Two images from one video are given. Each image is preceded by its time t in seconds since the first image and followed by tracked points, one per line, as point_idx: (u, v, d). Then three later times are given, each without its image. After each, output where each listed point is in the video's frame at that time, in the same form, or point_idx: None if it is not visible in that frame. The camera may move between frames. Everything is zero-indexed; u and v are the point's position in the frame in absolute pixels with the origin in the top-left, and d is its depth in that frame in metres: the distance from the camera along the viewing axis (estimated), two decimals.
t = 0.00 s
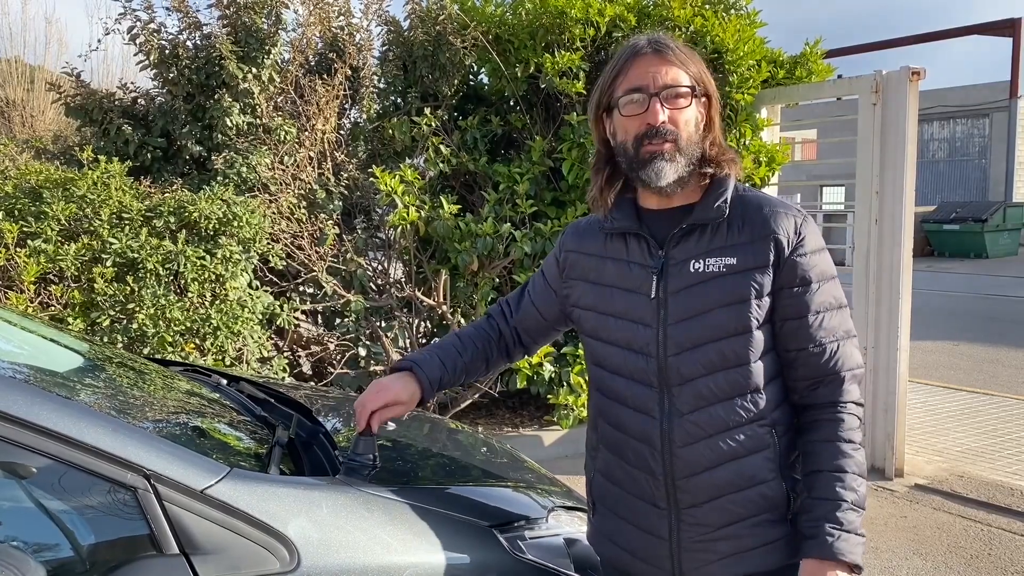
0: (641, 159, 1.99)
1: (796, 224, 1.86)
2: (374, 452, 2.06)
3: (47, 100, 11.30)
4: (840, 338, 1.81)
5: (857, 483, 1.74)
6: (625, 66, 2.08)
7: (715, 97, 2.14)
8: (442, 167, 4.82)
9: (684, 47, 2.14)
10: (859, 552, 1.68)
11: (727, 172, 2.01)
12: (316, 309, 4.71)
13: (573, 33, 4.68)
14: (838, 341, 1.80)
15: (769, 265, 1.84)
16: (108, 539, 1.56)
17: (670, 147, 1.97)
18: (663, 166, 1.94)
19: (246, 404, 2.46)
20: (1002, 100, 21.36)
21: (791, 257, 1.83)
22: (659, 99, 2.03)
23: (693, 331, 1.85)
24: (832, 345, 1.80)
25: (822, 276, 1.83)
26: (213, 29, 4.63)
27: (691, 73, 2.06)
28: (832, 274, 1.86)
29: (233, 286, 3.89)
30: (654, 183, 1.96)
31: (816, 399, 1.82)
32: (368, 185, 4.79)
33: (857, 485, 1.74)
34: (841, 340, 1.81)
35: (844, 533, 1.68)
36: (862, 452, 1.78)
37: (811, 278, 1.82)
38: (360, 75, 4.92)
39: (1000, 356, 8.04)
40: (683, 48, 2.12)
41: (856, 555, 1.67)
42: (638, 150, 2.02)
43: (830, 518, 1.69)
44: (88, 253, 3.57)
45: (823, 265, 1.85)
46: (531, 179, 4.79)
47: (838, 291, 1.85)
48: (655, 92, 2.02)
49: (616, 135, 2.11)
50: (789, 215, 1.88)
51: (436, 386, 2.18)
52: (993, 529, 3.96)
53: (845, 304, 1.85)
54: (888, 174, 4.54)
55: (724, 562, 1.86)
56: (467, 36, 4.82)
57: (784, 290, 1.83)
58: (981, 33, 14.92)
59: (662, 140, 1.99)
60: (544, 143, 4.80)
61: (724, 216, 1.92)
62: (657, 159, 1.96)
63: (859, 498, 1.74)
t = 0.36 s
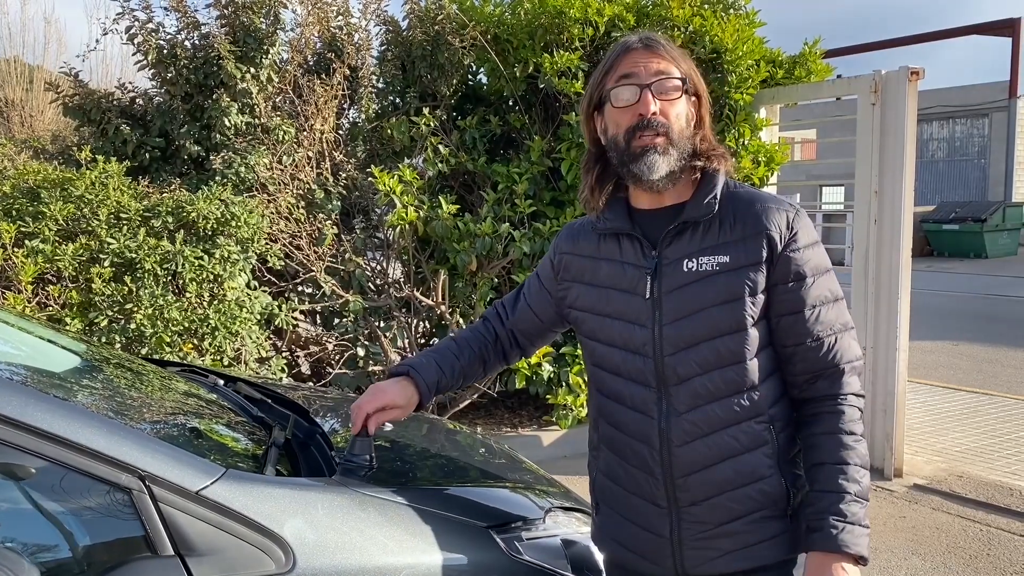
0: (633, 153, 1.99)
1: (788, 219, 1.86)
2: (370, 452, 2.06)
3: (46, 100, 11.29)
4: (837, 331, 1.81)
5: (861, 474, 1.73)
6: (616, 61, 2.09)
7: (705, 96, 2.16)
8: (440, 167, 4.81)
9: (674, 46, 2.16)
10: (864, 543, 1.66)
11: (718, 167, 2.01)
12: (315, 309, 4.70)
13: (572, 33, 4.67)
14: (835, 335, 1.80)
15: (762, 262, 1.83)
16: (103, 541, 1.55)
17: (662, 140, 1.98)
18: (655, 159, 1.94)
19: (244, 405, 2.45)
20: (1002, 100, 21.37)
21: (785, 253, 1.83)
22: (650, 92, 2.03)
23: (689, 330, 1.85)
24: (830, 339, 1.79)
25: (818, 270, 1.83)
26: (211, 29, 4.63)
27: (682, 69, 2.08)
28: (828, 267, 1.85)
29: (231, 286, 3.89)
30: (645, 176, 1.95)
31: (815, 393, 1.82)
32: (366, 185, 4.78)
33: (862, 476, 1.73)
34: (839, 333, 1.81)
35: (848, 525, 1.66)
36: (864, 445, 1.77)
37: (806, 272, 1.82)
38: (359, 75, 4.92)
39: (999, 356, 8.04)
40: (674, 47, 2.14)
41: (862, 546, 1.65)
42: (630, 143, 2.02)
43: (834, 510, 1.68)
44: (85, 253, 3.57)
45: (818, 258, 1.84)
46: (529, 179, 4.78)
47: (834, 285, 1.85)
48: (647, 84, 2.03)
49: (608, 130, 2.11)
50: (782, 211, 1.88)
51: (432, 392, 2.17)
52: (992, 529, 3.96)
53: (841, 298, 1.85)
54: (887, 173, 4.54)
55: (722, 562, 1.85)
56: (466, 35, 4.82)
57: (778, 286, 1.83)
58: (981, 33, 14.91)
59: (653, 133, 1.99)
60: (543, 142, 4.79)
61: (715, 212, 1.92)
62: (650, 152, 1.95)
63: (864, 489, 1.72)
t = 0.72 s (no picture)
0: (641, 148, 1.98)
1: (794, 221, 1.83)
2: (363, 453, 2.05)
3: (44, 101, 11.24)
4: (837, 338, 1.78)
5: (851, 488, 1.72)
6: (628, 54, 2.09)
7: (720, 91, 2.14)
8: (438, 167, 4.81)
9: (689, 39, 2.14)
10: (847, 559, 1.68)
11: (728, 163, 2.00)
12: (312, 309, 4.70)
13: (569, 33, 4.67)
14: (834, 342, 1.78)
15: (764, 264, 1.81)
16: (96, 542, 1.55)
17: (670, 136, 1.97)
18: (663, 155, 1.93)
19: (240, 406, 2.45)
20: (1001, 100, 21.38)
21: (789, 255, 1.80)
22: (661, 85, 2.02)
23: (687, 329, 1.84)
24: (829, 346, 1.77)
25: (819, 275, 1.81)
26: (208, 29, 4.62)
27: (695, 62, 2.06)
28: (831, 272, 1.83)
29: (228, 286, 3.89)
30: (653, 172, 1.95)
31: (812, 402, 1.79)
32: (364, 185, 4.78)
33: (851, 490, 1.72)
34: (838, 341, 1.78)
35: (831, 542, 1.67)
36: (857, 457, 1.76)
37: (808, 276, 1.79)
38: (356, 75, 4.90)
39: (997, 356, 8.04)
40: (688, 40, 2.12)
41: (842, 563, 1.67)
42: (638, 138, 2.01)
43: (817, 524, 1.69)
44: (82, 253, 3.56)
45: (822, 263, 1.82)
46: (527, 178, 4.77)
47: (837, 291, 1.82)
48: (658, 77, 2.02)
49: (618, 124, 2.10)
50: (788, 213, 1.85)
51: (433, 396, 2.17)
52: (989, 529, 3.96)
53: (844, 303, 1.82)
54: (885, 174, 4.54)
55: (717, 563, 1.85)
56: (463, 35, 4.81)
57: (779, 289, 1.81)
58: (980, 34, 14.91)
59: (662, 128, 1.98)
60: (540, 143, 4.79)
61: (719, 210, 1.90)
62: (658, 146, 1.94)
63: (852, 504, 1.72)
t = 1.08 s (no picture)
0: (644, 156, 1.93)
1: (796, 233, 1.72)
2: (359, 453, 2.09)
3: (40, 100, 11.21)
4: (835, 362, 1.67)
5: (837, 524, 1.65)
6: (632, 53, 1.99)
7: (733, 79, 2.01)
8: (436, 167, 4.81)
9: (697, 28, 2.01)
10: None
11: (739, 164, 1.94)
12: (309, 309, 4.70)
13: (567, 33, 4.67)
14: (831, 365, 1.67)
15: (760, 277, 1.72)
16: (90, 542, 1.55)
17: (675, 143, 1.90)
18: (665, 165, 1.88)
19: (236, 406, 2.45)
20: (998, 100, 21.42)
21: (785, 269, 1.69)
22: (664, 88, 1.93)
23: (673, 337, 1.79)
24: (825, 369, 1.67)
25: (819, 293, 1.68)
26: (205, 28, 4.62)
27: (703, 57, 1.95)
28: (836, 291, 1.70)
29: (225, 286, 3.88)
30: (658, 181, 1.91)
31: (802, 426, 1.70)
32: (361, 185, 4.77)
33: (836, 527, 1.65)
34: (836, 365, 1.67)
35: None
36: (848, 489, 1.67)
37: (807, 294, 1.67)
38: (353, 75, 4.90)
39: (994, 356, 8.05)
40: (696, 31, 1.99)
41: None
42: (642, 145, 1.96)
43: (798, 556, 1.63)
44: (78, 253, 3.56)
45: (825, 280, 1.69)
46: (524, 178, 4.77)
47: (842, 310, 1.69)
48: (660, 81, 1.93)
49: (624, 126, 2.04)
50: (792, 224, 1.73)
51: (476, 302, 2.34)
52: (987, 529, 3.96)
53: (849, 324, 1.70)
54: (882, 174, 4.54)
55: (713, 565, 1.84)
56: (460, 35, 4.81)
57: (774, 303, 1.70)
58: (977, 34, 14.95)
59: (666, 134, 1.91)
60: (538, 142, 4.78)
61: (718, 218, 1.81)
62: (660, 155, 1.89)
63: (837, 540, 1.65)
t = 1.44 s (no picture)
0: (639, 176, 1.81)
1: (816, 251, 1.55)
2: (357, 454, 2.10)
3: (37, 100, 11.15)
4: (837, 391, 1.52)
5: (792, 556, 1.50)
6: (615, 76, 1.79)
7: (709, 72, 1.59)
8: (434, 167, 4.80)
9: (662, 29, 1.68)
10: None
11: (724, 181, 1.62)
12: (307, 309, 4.68)
13: (565, 33, 4.69)
14: (834, 394, 1.52)
15: (770, 292, 1.58)
16: (89, 544, 1.54)
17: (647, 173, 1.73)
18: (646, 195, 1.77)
19: (234, 406, 2.44)
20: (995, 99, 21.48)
21: (798, 287, 1.54)
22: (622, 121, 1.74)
23: (675, 344, 1.68)
24: (827, 397, 1.52)
25: (830, 316, 1.52)
26: (202, 28, 4.61)
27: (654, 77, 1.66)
28: (853, 316, 1.53)
29: (223, 286, 3.87)
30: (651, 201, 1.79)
31: (793, 450, 1.57)
32: (359, 185, 4.76)
33: (790, 559, 1.50)
34: (839, 394, 1.52)
35: None
36: (821, 527, 1.51)
37: (817, 316, 1.53)
38: (351, 74, 4.89)
39: (992, 356, 8.07)
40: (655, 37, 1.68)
41: None
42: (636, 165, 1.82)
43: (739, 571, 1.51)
44: (75, 253, 3.55)
45: (842, 304, 1.53)
46: (522, 178, 4.77)
47: (857, 337, 1.53)
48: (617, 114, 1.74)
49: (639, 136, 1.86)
50: (814, 240, 1.57)
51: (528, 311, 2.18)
52: (985, 529, 3.96)
53: (864, 354, 1.54)
54: (880, 175, 4.54)
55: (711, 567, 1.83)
56: (459, 35, 4.81)
57: (784, 322, 1.56)
58: (974, 34, 14.97)
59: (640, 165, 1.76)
60: (536, 142, 4.78)
61: (736, 229, 1.65)
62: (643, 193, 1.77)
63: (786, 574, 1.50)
